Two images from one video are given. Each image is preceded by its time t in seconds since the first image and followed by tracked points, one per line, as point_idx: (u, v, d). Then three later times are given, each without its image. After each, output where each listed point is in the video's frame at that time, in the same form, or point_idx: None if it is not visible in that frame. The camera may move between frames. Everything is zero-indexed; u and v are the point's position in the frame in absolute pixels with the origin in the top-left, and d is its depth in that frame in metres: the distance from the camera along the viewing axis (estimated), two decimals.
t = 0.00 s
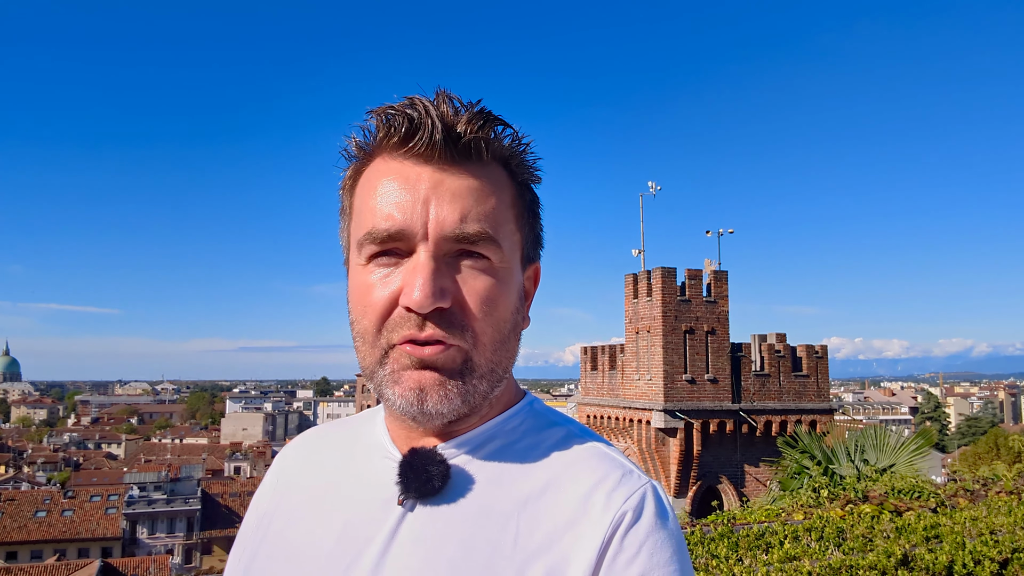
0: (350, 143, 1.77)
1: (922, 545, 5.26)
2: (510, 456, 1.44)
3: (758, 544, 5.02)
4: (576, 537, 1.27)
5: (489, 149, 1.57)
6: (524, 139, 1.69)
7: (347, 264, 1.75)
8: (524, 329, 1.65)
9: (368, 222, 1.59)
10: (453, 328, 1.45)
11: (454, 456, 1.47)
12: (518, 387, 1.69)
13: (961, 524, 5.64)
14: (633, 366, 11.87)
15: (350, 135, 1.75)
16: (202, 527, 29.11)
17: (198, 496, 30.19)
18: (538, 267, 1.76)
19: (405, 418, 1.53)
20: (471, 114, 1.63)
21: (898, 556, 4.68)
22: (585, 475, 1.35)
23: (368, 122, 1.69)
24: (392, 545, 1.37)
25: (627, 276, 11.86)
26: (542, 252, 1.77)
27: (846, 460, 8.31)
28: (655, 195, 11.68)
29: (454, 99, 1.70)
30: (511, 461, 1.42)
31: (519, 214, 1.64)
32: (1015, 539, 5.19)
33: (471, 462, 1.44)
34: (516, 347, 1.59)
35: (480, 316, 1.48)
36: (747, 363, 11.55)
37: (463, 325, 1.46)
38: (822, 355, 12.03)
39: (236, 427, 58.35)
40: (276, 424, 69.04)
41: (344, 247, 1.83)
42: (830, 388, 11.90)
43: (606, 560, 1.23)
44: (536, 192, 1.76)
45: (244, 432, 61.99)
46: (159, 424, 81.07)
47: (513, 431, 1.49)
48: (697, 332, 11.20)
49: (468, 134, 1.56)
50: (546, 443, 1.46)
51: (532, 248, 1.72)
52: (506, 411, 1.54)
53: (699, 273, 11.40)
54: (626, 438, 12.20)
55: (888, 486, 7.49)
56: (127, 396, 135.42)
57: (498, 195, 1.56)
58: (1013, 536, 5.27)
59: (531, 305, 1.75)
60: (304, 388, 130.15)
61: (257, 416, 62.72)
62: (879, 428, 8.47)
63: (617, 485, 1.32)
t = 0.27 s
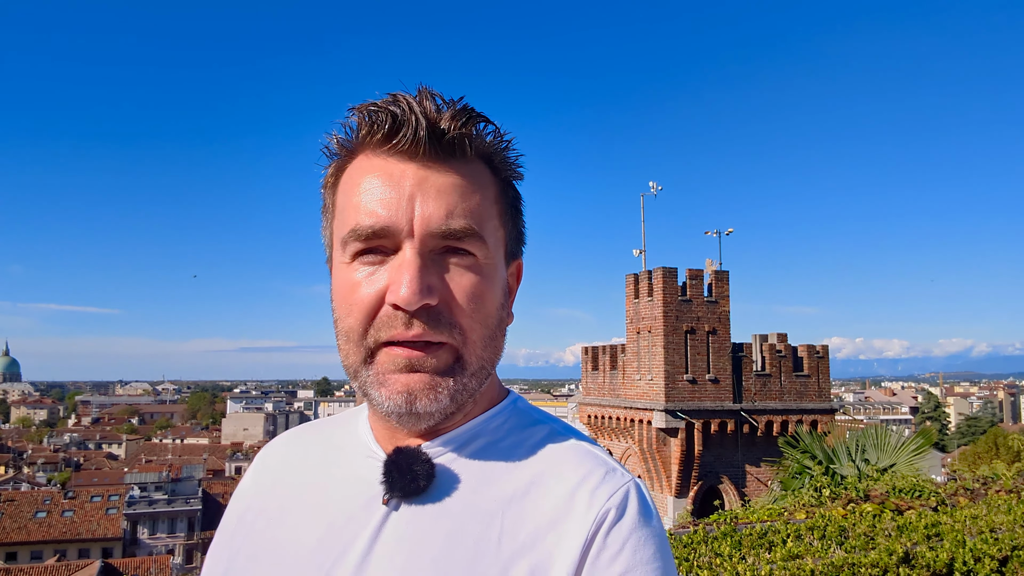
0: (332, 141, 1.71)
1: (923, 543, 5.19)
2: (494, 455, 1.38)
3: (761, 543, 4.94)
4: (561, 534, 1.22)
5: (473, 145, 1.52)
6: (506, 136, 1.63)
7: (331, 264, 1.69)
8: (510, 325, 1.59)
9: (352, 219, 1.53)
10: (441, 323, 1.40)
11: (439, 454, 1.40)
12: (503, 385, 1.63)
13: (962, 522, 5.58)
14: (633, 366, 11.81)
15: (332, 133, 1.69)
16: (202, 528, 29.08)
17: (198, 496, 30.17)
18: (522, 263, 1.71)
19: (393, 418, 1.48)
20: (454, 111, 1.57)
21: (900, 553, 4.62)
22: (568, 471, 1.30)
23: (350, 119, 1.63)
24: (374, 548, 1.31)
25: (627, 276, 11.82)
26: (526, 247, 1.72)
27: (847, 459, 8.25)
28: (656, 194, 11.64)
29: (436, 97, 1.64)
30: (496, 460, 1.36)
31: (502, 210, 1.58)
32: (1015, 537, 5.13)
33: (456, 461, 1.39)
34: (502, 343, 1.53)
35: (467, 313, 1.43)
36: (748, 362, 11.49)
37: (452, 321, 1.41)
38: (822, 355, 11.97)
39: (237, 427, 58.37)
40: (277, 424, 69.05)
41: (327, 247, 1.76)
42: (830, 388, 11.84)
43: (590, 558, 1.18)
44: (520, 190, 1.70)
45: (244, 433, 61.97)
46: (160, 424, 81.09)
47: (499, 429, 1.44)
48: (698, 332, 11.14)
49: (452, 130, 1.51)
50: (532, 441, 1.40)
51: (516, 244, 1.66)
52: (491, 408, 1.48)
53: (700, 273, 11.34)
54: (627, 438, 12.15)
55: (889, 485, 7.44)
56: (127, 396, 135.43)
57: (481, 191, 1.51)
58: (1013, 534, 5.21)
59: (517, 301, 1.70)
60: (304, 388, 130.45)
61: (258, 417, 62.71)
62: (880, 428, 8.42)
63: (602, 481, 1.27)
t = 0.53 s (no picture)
0: (328, 146, 1.70)
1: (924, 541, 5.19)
2: (496, 451, 1.38)
3: (762, 541, 4.93)
4: (562, 527, 1.24)
5: (464, 144, 1.51)
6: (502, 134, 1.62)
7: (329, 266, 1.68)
8: (508, 324, 1.59)
9: (347, 221, 1.52)
10: (435, 324, 1.39)
11: (440, 450, 1.40)
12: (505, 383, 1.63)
13: (961, 520, 5.58)
14: (634, 366, 11.81)
15: (328, 137, 1.68)
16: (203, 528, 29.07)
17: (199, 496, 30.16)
18: (522, 261, 1.70)
19: (392, 419, 1.47)
20: (446, 111, 1.57)
21: (901, 551, 4.62)
22: (572, 467, 1.32)
23: (343, 123, 1.62)
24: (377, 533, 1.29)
25: (628, 276, 11.81)
26: (525, 246, 1.71)
27: (847, 459, 8.25)
28: (656, 195, 11.64)
29: (428, 97, 1.63)
30: (500, 456, 1.36)
31: (498, 208, 1.57)
32: (1016, 535, 5.13)
33: (454, 455, 1.38)
34: (500, 342, 1.53)
35: (462, 311, 1.42)
36: (748, 362, 11.49)
37: (445, 321, 1.40)
38: (822, 355, 11.97)
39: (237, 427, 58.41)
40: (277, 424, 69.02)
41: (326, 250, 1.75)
42: (830, 388, 11.84)
43: (591, 552, 1.20)
44: (517, 188, 1.69)
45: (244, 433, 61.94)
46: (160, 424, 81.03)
47: (500, 427, 1.43)
48: (698, 332, 11.14)
49: (443, 129, 1.50)
50: (534, 439, 1.41)
51: (514, 243, 1.65)
52: (493, 406, 1.48)
53: (700, 273, 11.34)
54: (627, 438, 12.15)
55: (890, 484, 7.44)
56: (127, 397, 135.41)
57: (475, 190, 1.50)
58: (1013, 532, 5.21)
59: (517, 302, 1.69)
60: (304, 388, 130.42)
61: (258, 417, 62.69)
62: (880, 428, 8.42)
63: (603, 478, 1.29)
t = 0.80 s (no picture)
0: (334, 142, 1.70)
1: (925, 539, 5.21)
2: (510, 447, 1.39)
3: (764, 538, 4.95)
4: (575, 523, 1.25)
5: (476, 140, 1.52)
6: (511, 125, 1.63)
7: (341, 264, 1.69)
8: (522, 317, 1.61)
9: (361, 220, 1.53)
10: (455, 324, 1.41)
11: (454, 445, 1.41)
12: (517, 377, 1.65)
13: (962, 518, 5.59)
14: (634, 366, 11.82)
15: (335, 134, 1.68)
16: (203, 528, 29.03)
17: (199, 496, 30.14)
18: (533, 252, 1.72)
19: (411, 414, 1.49)
20: (455, 106, 1.57)
21: (903, 548, 4.62)
22: (583, 462, 1.32)
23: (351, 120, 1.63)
24: (393, 533, 1.32)
25: (628, 277, 11.83)
26: (535, 237, 1.73)
27: (847, 459, 8.27)
28: (656, 195, 11.66)
29: (435, 90, 1.64)
30: (513, 452, 1.37)
31: (510, 202, 1.59)
32: (1016, 533, 5.15)
33: (471, 451, 1.40)
34: (515, 335, 1.55)
35: (480, 309, 1.44)
36: (748, 362, 11.50)
37: (464, 320, 1.42)
38: (822, 355, 11.99)
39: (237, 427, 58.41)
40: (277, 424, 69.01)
41: (337, 246, 1.76)
42: (830, 388, 11.86)
43: (604, 547, 1.21)
44: (527, 178, 1.70)
45: (244, 433, 61.91)
46: (160, 424, 80.99)
47: (514, 421, 1.45)
48: (698, 332, 11.16)
49: (454, 126, 1.51)
50: (547, 434, 1.42)
51: (526, 234, 1.67)
52: (507, 400, 1.50)
53: (700, 273, 11.35)
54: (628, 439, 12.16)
55: (890, 483, 7.45)
56: (127, 398, 135.23)
57: (489, 186, 1.51)
58: (1014, 530, 5.23)
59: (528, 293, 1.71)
60: (303, 388, 130.39)
61: (257, 417, 62.67)
62: (880, 428, 8.45)
63: (614, 472, 1.29)
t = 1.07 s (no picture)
0: (344, 127, 1.73)
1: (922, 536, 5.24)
2: (508, 438, 1.40)
3: (762, 535, 4.98)
4: (576, 514, 1.25)
5: (485, 131, 1.54)
6: (520, 121, 1.65)
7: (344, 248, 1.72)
8: (523, 309, 1.63)
9: (364, 205, 1.56)
10: (455, 309, 1.44)
11: (453, 438, 1.44)
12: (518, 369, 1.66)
13: (960, 516, 5.62)
14: (634, 366, 11.85)
15: (345, 120, 1.71)
16: (202, 528, 29.02)
17: (198, 497, 30.15)
18: (536, 246, 1.74)
19: (409, 401, 1.52)
20: (467, 96, 1.59)
21: (899, 544, 4.66)
22: (583, 451, 1.32)
23: (361, 106, 1.66)
24: (394, 527, 1.35)
25: (628, 277, 11.86)
26: (539, 231, 1.75)
27: (846, 458, 8.32)
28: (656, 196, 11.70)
29: (448, 81, 1.66)
30: (511, 443, 1.39)
31: (516, 196, 1.60)
32: (1013, 530, 5.19)
33: (471, 441, 1.42)
34: (516, 327, 1.57)
35: (482, 298, 1.46)
36: (747, 362, 11.53)
37: (466, 307, 1.45)
38: (822, 355, 12.02)
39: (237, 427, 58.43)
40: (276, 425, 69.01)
41: (341, 231, 1.79)
42: (829, 388, 11.89)
43: (604, 539, 1.21)
44: (534, 174, 1.72)
45: (243, 433, 61.90)
46: (160, 425, 80.98)
47: (514, 411, 1.46)
48: (698, 332, 11.19)
49: (464, 116, 1.53)
50: (546, 424, 1.43)
51: (530, 228, 1.69)
52: (506, 391, 1.52)
53: (699, 273, 11.39)
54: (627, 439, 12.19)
55: (889, 482, 7.48)
56: (126, 399, 135.25)
57: (494, 177, 1.53)
58: (1011, 527, 5.27)
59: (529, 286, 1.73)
60: (303, 389, 130.51)
61: (257, 418, 62.68)
62: (879, 428, 8.49)
63: (615, 462, 1.29)
